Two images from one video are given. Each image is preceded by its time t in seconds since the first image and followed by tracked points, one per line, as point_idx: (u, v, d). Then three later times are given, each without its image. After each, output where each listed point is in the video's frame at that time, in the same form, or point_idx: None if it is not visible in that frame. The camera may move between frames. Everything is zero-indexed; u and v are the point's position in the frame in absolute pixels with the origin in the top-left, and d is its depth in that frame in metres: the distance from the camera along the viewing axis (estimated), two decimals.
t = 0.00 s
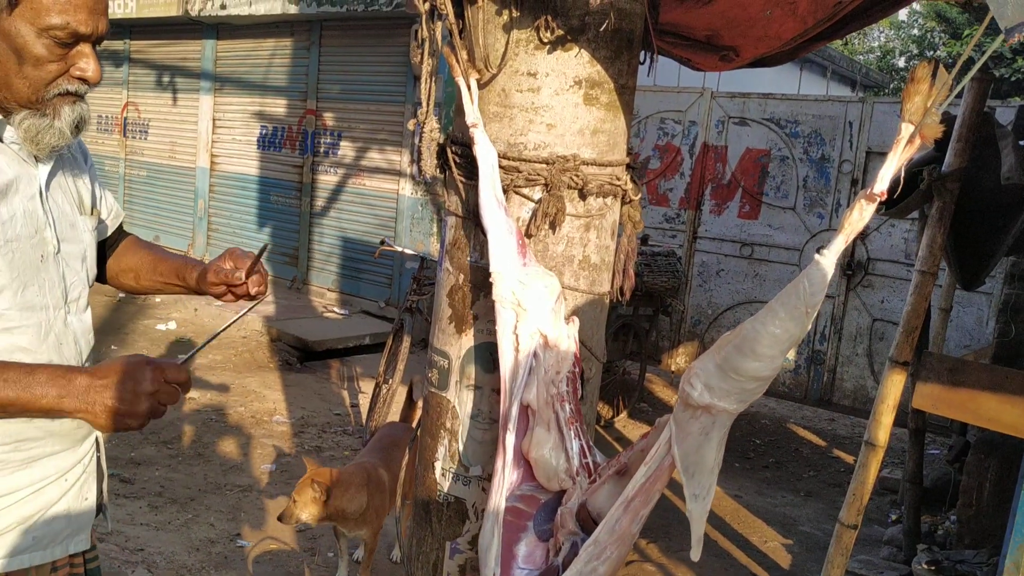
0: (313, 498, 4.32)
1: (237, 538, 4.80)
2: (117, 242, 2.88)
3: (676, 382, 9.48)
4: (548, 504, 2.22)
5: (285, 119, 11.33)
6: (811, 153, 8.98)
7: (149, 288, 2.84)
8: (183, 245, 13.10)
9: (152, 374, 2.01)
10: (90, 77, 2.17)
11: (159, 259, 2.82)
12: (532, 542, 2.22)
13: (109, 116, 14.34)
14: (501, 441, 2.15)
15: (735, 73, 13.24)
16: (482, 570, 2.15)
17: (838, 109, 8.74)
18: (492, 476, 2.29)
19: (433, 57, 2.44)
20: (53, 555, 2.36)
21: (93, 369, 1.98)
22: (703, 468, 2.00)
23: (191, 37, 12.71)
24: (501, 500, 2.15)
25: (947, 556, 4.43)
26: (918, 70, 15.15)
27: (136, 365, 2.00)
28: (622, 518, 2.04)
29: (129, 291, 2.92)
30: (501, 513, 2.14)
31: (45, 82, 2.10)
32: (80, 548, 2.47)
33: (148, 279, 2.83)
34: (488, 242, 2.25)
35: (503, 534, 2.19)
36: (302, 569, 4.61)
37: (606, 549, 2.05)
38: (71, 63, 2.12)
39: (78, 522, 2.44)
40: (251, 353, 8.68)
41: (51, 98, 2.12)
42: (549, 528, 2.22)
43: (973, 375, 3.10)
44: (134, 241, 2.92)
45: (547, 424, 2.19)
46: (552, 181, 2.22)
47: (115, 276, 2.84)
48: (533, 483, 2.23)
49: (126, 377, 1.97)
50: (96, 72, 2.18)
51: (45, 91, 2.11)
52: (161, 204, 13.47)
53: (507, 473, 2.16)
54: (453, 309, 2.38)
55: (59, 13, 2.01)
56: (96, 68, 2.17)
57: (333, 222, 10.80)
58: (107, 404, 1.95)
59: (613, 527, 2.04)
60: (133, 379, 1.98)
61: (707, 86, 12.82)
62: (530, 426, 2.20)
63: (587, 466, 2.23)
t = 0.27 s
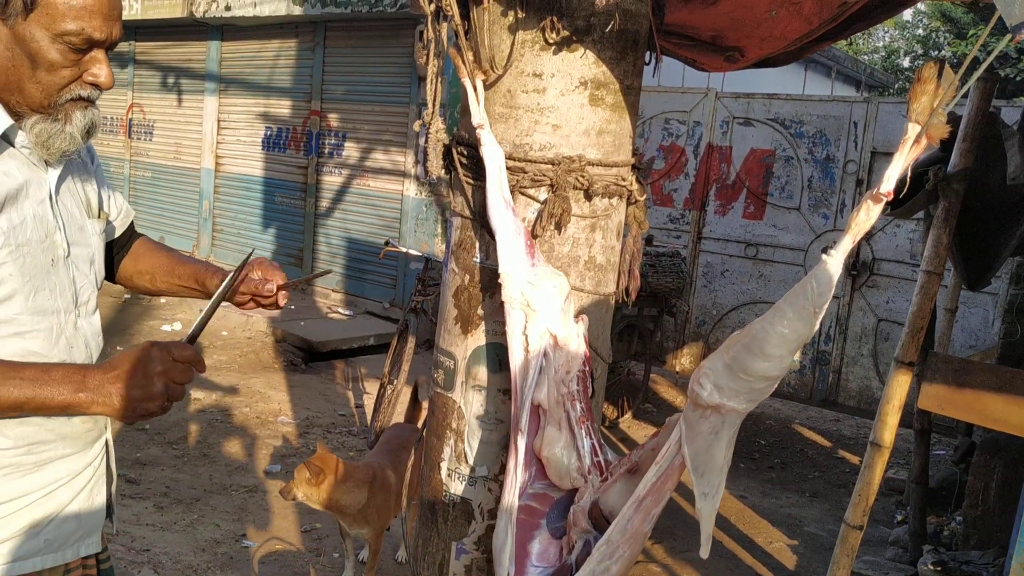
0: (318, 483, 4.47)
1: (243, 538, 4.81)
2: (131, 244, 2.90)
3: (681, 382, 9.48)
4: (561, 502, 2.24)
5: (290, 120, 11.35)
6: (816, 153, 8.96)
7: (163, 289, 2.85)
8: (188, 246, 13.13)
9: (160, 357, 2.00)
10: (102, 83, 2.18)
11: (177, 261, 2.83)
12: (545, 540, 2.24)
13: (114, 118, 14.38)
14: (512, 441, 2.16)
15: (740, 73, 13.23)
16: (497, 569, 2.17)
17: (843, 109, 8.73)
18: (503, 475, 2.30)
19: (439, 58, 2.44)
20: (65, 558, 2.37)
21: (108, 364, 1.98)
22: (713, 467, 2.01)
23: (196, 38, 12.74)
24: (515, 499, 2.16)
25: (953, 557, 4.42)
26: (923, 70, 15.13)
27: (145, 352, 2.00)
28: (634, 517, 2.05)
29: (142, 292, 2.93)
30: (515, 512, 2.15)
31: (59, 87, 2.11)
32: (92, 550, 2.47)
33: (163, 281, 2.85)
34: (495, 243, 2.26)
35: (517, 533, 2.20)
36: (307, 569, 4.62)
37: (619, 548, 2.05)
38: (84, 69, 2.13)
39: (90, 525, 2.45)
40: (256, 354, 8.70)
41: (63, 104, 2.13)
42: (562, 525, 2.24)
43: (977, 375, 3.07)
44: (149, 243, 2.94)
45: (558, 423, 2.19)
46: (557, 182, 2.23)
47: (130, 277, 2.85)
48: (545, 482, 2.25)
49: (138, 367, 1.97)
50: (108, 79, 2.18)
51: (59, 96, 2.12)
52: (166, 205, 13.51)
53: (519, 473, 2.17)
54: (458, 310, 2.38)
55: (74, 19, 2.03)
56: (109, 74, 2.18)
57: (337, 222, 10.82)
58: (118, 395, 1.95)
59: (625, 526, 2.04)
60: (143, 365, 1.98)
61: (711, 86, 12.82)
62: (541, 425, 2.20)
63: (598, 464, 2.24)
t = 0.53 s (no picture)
0: (318, 469, 4.44)
1: (246, 537, 4.82)
2: (132, 242, 2.90)
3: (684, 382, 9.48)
4: (569, 498, 2.24)
5: (292, 120, 11.35)
6: (819, 152, 8.96)
7: (162, 289, 2.86)
8: (191, 245, 13.14)
9: (175, 390, 2.01)
10: (113, 84, 2.19)
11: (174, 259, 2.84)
12: (553, 537, 2.24)
13: (117, 117, 14.40)
14: (520, 439, 2.16)
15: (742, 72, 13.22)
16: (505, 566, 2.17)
17: (846, 109, 8.71)
18: (510, 472, 2.30)
19: (444, 56, 2.44)
20: (70, 558, 2.37)
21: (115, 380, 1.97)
22: (720, 465, 2.01)
23: (199, 38, 12.75)
24: (523, 496, 2.17)
25: (957, 557, 4.42)
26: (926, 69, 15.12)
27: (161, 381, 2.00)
28: (642, 515, 2.04)
29: (142, 292, 2.93)
30: (523, 509, 2.16)
31: (70, 88, 2.12)
32: (96, 550, 2.47)
33: (161, 280, 2.85)
34: (501, 241, 2.26)
35: (525, 530, 2.21)
36: (311, 569, 4.62)
37: (627, 545, 2.05)
38: (96, 69, 2.14)
39: (94, 525, 2.45)
40: (259, 353, 8.71)
41: (74, 104, 2.14)
42: (570, 522, 2.24)
43: (981, 374, 3.06)
44: (149, 242, 2.94)
45: (565, 420, 2.20)
46: (562, 180, 2.23)
47: (127, 277, 2.86)
48: (552, 479, 2.25)
49: (147, 393, 1.96)
50: (119, 79, 2.20)
51: (70, 97, 2.13)
52: (169, 204, 13.52)
53: (527, 470, 2.17)
54: (462, 309, 2.39)
55: (87, 19, 2.03)
56: (120, 75, 2.19)
57: (340, 222, 10.83)
58: (123, 416, 1.94)
59: (633, 524, 2.04)
60: (156, 394, 1.97)
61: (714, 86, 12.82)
62: (549, 423, 2.21)
63: (606, 461, 2.25)
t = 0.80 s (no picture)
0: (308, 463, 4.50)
1: (248, 537, 4.82)
2: (138, 246, 2.89)
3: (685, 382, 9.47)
4: (566, 499, 2.24)
5: (294, 120, 11.35)
6: (820, 152, 8.96)
7: (174, 295, 2.89)
8: (192, 246, 13.15)
9: (164, 366, 2.06)
10: (110, 88, 2.19)
11: (190, 268, 2.86)
12: (551, 538, 2.24)
13: (118, 118, 14.41)
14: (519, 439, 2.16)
15: (744, 72, 13.22)
16: (503, 567, 2.17)
17: (848, 109, 8.71)
18: (509, 473, 2.30)
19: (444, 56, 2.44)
20: (67, 560, 2.38)
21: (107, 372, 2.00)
22: (720, 465, 2.01)
23: (200, 38, 12.76)
24: (521, 497, 2.17)
25: (958, 557, 4.42)
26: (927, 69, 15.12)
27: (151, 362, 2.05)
28: (641, 516, 2.05)
29: (149, 296, 2.95)
30: (521, 509, 2.16)
31: (67, 91, 2.12)
32: (93, 552, 2.47)
33: (173, 286, 2.88)
34: (501, 241, 2.26)
35: (523, 531, 2.21)
36: (312, 569, 4.63)
37: (625, 546, 2.05)
38: (94, 73, 2.14)
39: (91, 528, 2.45)
40: (260, 354, 8.72)
41: (70, 108, 2.14)
42: (567, 524, 2.24)
43: (982, 374, 3.05)
44: (156, 246, 2.94)
45: (564, 421, 2.20)
46: (563, 180, 2.23)
47: (137, 282, 2.87)
48: (551, 479, 2.25)
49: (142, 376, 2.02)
50: (117, 83, 2.20)
51: (67, 100, 2.13)
52: (170, 205, 13.52)
53: (525, 471, 2.17)
54: (463, 308, 2.39)
55: (86, 24, 2.04)
56: (117, 79, 2.19)
57: (341, 222, 10.83)
58: (124, 403, 1.97)
59: (632, 525, 2.04)
60: (148, 374, 2.02)
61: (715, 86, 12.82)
62: (548, 423, 2.21)
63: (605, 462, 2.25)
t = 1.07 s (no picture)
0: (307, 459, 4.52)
1: (248, 537, 4.82)
2: (132, 245, 2.91)
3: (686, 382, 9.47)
4: (559, 500, 2.24)
5: (295, 120, 11.35)
6: (821, 152, 8.95)
7: (164, 292, 2.87)
8: (193, 245, 13.16)
9: (163, 395, 2.05)
10: (109, 88, 2.18)
11: (177, 264, 2.85)
12: (543, 539, 2.24)
13: (119, 118, 14.42)
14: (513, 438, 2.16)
15: (745, 72, 13.21)
16: (494, 567, 2.17)
17: (849, 108, 8.70)
18: (503, 473, 2.30)
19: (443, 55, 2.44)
20: (60, 560, 2.38)
21: (103, 387, 2.01)
22: (714, 464, 2.00)
23: (201, 38, 12.76)
24: (514, 496, 2.16)
25: (959, 556, 4.41)
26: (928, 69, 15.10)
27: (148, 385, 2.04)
28: (634, 515, 2.04)
29: (140, 295, 2.94)
30: (514, 509, 2.15)
31: (66, 90, 2.11)
32: (87, 552, 2.48)
33: (162, 283, 2.85)
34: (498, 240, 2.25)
35: (515, 531, 2.20)
36: (312, 568, 4.62)
37: (618, 546, 2.05)
38: (93, 73, 2.14)
39: (85, 528, 2.46)
40: (260, 353, 8.72)
41: (69, 107, 2.14)
42: (560, 524, 2.23)
43: (984, 374, 3.03)
44: (150, 246, 2.95)
45: (558, 421, 2.19)
46: (561, 178, 2.22)
47: (130, 280, 2.86)
48: (545, 479, 2.24)
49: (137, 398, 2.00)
50: (116, 83, 2.19)
51: (66, 100, 2.13)
52: (172, 204, 13.53)
53: (519, 470, 2.17)
54: (462, 307, 2.39)
55: (86, 23, 2.03)
56: (116, 79, 2.19)
57: (342, 222, 10.83)
58: (116, 421, 1.98)
59: (625, 524, 2.04)
60: (146, 398, 2.02)
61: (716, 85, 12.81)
62: (542, 422, 2.21)
63: (598, 462, 2.24)
